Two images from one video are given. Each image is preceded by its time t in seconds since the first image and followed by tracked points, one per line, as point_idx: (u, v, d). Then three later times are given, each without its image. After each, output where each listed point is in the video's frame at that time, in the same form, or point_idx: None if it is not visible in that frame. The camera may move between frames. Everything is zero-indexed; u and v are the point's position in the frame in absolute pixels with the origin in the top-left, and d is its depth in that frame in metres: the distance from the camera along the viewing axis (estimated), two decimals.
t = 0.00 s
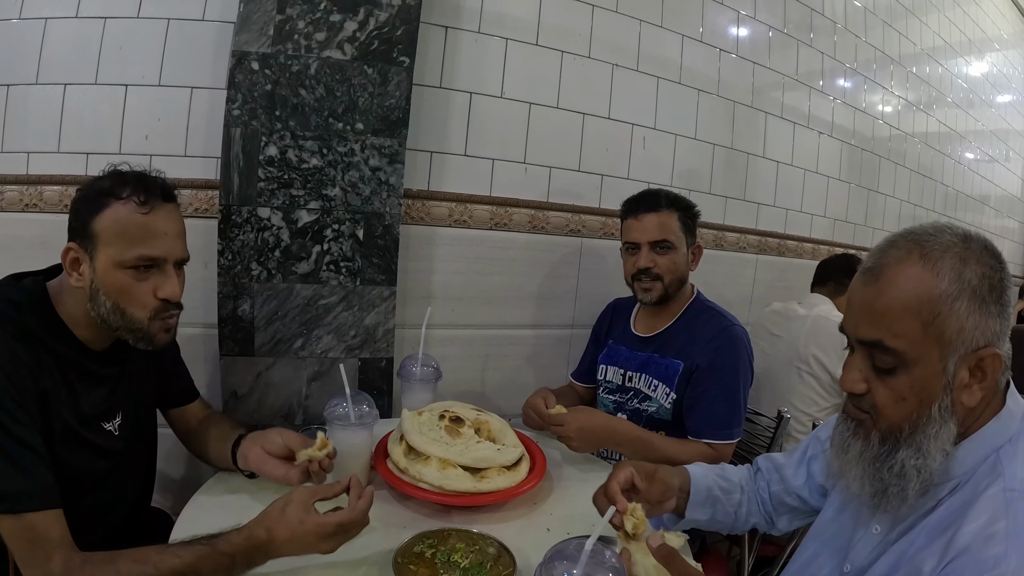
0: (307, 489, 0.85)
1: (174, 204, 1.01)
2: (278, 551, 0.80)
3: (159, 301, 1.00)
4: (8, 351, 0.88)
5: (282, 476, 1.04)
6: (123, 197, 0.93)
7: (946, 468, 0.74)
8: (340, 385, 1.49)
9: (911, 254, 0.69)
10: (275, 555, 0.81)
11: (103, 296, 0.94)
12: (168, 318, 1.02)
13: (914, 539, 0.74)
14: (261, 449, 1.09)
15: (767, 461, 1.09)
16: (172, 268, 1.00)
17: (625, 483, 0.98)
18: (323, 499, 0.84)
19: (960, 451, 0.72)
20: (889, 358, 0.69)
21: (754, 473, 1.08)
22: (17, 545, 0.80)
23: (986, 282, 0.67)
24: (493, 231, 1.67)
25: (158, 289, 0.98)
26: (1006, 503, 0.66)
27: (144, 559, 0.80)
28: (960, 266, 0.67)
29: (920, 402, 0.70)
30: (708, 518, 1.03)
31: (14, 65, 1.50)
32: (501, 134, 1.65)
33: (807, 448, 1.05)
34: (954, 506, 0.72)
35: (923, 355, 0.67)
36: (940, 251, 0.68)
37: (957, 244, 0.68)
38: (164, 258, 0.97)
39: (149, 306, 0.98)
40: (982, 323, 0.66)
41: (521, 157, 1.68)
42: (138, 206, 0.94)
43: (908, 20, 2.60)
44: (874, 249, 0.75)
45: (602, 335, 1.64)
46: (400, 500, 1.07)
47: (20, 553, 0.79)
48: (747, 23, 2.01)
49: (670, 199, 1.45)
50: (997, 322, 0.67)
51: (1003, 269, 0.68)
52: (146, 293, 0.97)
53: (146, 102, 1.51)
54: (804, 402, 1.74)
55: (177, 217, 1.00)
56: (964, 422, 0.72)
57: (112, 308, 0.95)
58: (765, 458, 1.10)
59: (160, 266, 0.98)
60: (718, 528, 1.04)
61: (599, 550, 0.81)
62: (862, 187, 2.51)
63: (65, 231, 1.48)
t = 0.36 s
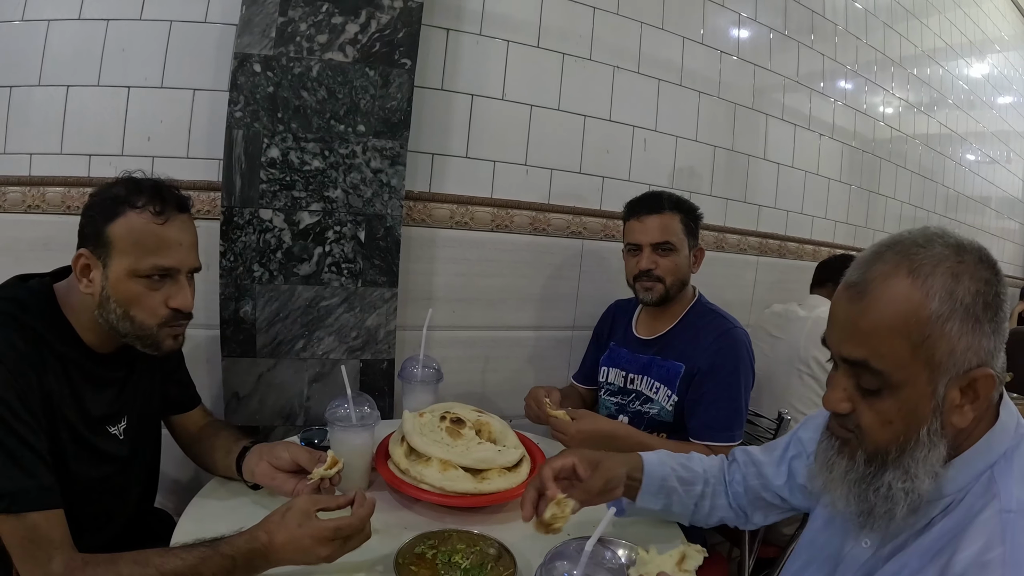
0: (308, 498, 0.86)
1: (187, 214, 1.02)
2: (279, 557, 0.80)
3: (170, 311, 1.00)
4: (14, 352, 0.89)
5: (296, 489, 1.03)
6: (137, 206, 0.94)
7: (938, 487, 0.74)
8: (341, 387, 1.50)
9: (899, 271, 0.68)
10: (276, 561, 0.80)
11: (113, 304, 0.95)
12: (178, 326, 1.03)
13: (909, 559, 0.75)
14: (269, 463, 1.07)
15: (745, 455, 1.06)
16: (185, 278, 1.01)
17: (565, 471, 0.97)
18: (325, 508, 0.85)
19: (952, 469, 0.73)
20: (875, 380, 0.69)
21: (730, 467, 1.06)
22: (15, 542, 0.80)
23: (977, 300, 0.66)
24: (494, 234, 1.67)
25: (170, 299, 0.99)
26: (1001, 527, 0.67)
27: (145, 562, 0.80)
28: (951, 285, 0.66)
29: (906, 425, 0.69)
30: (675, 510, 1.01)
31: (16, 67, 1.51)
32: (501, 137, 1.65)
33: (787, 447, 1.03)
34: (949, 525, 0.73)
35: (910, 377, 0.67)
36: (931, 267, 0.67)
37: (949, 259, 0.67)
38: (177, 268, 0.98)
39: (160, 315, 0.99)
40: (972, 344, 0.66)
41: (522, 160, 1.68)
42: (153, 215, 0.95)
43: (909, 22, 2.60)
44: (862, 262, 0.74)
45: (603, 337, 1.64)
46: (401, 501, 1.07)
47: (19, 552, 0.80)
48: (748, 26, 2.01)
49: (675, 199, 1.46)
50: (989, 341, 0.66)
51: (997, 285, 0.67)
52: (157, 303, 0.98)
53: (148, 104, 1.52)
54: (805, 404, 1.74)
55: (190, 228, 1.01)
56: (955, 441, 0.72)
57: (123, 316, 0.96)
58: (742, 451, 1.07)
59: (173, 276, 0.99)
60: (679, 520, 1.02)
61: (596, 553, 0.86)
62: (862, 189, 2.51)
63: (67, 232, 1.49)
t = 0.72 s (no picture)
0: (310, 501, 0.85)
1: (190, 217, 1.02)
2: (281, 559, 0.80)
3: (173, 313, 1.00)
4: (15, 352, 0.89)
5: (301, 491, 1.03)
6: (141, 210, 0.94)
7: (933, 497, 0.75)
8: (343, 388, 1.50)
9: (887, 281, 0.67)
10: (277, 563, 0.80)
11: (117, 306, 0.95)
12: (179, 328, 1.03)
13: (906, 570, 0.75)
14: (274, 465, 1.07)
15: (728, 453, 1.06)
16: (188, 280, 1.00)
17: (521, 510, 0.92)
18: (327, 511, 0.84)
19: (946, 479, 0.73)
20: (863, 395, 0.69)
21: (714, 466, 1.05)
22: (14, 542, 0.80)
23: (967, 309, 0.66)
24: (496, 235, 1.67)
25: (174, 301, 0.99)
26: (998, 537, 0.66)
27: (148, 563, 0.80)
28: (941, 295, 0.65)
29: (895, 439, 0.70)
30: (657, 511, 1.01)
31: (18, 67, 1.51)
32: (502, 138, 1.65)
33: (774, 449, 1.02)
34: (946, 535, 0.73)
35: (899, 391, 0.67)
36: (920, 275, 0.66)
37: (939, 267, 0.67)
38: (180, 270, 0.98)
39: (164, 317, 0.99)
40: (963, 355, 0.66)
41: (524, 161, 1.68)
42: (157, 219, 0.95)
43: (910, 23, 2.60)
44: (848, 270, 0.73)
45: (606, 336, 1.65)
46: (402, 502, 1.07)
47: (19, 552, 0.80)
48: (749, 26, 2.01)
49: (678, 200, 1.45)
50: (981, 351, 0.66)
51: (987, 293, 0.67)
52: (160, 305, 0.98)
53: (149, 105, 1.51)
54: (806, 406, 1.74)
55: (193, 231, 1.01)
56: (947, 451, 0.72)
57: (126, 319, 0.96)
58: (725, 449, 1.06)
59: (175, 278, 0.99)
60: (660, 521, 1.02)
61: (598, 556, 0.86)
62: (863, 190, 2.51)
63: (68, 233, 1.49)
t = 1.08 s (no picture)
0: (314, 504, 0.84)
1: (198, 219, 1.01)
2: (286, 562, 0.79)
3: (178, 314, 1.00)
4: (19, 352, 0.88)
5: (306, 492, 1.02)
6: (149, 211, 0.93)
7: (937, 504, 0.74)
8: (346, 389, 1.49)
9: (888, 286, 0.67)
10: (282, 564, 0.80)
11: (123, 307, 0.94)
12: (185, 329, 1.03)
13: None
14: (278, 465, 1.06)
15: (727, 452, 1.05)
16: (194, 282, 1.00)
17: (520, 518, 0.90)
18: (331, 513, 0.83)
19: (949, 485, 0.73)
20: (864, 403, 0.68)
21: (713, 467, 1.04)
22: (17, 542, 0.79)
23: (970, 315, 0.65)
24: (500, 235, 1.67)
25: (180, 302, 0.99)
26: (1003, 545, 0.66)
27: (151, 564, 0.80)
28: (943, 300, 0.65)
29: (897, 447, 0.69)
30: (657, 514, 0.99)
31: (21, 66, 1.50)
32: (506, 139, 1.65)
33: (774, 453, 1.02)
34: (950, 542, 0.73)
35: (901, 399, 0.66)
36: (922, 281, 0.66)
37: (941, 271, 0.66)
38: (187, 273, 0.98)
39: (168, 318, 0.99)
40: (965, 362, 0.65)
41: (528, 161, 1.68)
42: (165, 220, 0.94)
43: (913, 24, 2.59)
44: (848, 275, 0.73)
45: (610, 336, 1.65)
46: (406, 504, 1.07)
47: (21, 553, 0.79)
48: (753, 27, 2.01)
49: (689, 202, 1.45)
50: (984, 356, 0.66)
51: (990, 297, 0.67)
52: (166, 307, 0.97)
53: (152, 104, 1.51)
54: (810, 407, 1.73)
55: (201, 233, 1.01)
56: (950, 457, 0.72)
57: (131, 319, 0.96)
58: (725, 450, 1.05)
59: (182, 281, 0.98)
60: (657, 524, 1.00)
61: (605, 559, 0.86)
62: (867, 191, 2.50)
63: (71, 233, 1.48)
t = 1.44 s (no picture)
0: (314, 505, 0.85)
1: (199, 220, 1.01)
2: (285, 562, 0.79)
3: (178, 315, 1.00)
4: (18, 353, 0.89)
5: (307, 493, 1.02)
6: (150, 211, 0.94)
7: (936, 504, 0.74)
8: (346, 390, 1.49)
9: (884, 286, 0.67)
10: (282, 564, 0.80)
11: (123, 307, 0.94)
12: (186, 329, 1.03)
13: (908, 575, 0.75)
14: (278, 466, 1.06)
15: (726, 456, 1.06)
16: (194, 283, 1.00)
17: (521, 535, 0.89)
18: (331, 514, 0.83)
19: (947, 485, 0.72)
20: (861, 403, 0.68)
21: (711, 470, 1.05)
22: (16, 542, 0.79)
23: (967, 315, 0.65)
24: (500, 236, 1.67)
25: (180, 303, 0.99)
26: (1001, 544, 0.66)
27: (151, 565, 0.80)
28: (939, 300, 0.65)
29: (895, 447, 0.69)
30: (654, 519, 0.98)
31: (21, 67, 1.50)
32: (506, 140, 1.65)
33: (772, 454, 1.02)
34: (947, 541, 0.73)
35: (898, 400, 0.66)
36: (919, 281, 0.66)
37: (937, 271, 0.66)
38: (187, 274, 0.98)
39: (169, 320, 0.99)
40: (961, 362, 0.65)
41: (527, 162, 1.68)
42: (166, 221, 0.94)
43: (913, 24, 2.59)
44: (844, 276, 0.73)
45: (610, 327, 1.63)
46: (406, 504, 1.07)
47: (21, 552, 0.79)
48: (753, 27, 2.01)
49: (692, 207, 1.42)
50: (981, 356, 0.66)
51: (986, 297, 0.67)
52: (166, 307, 0.97)
53: (152, 106, 1.51)
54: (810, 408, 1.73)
55: (201, 234, 1.01)
56: (948, 457, 0.72)
57: (131, 320, 0.96)
58: (724, 453, 1.06)
59: (182, 282, 0.99)
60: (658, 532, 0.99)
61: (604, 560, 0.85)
62: (867, 192, 2.50)
63: (71, 234, 1.48)
